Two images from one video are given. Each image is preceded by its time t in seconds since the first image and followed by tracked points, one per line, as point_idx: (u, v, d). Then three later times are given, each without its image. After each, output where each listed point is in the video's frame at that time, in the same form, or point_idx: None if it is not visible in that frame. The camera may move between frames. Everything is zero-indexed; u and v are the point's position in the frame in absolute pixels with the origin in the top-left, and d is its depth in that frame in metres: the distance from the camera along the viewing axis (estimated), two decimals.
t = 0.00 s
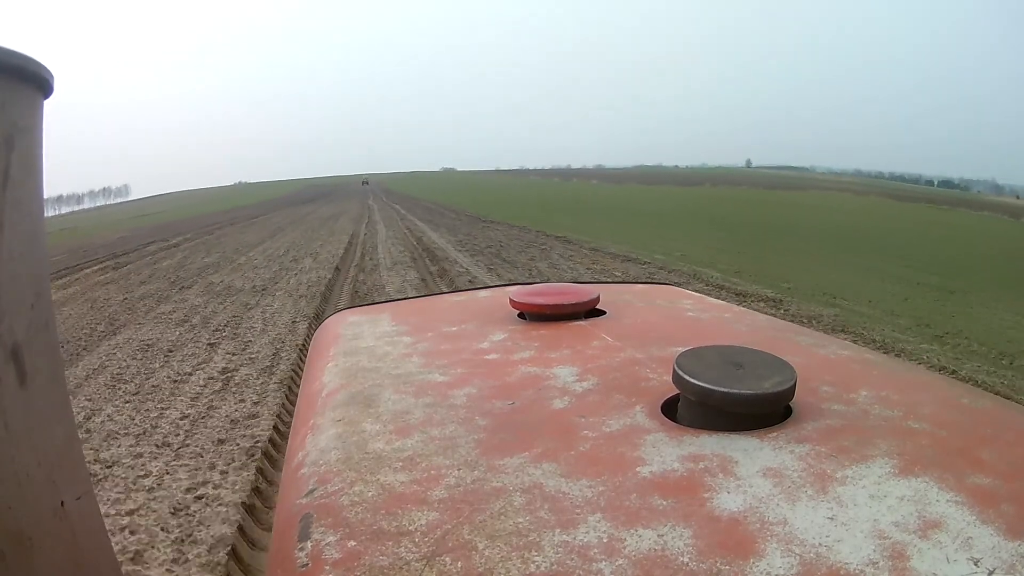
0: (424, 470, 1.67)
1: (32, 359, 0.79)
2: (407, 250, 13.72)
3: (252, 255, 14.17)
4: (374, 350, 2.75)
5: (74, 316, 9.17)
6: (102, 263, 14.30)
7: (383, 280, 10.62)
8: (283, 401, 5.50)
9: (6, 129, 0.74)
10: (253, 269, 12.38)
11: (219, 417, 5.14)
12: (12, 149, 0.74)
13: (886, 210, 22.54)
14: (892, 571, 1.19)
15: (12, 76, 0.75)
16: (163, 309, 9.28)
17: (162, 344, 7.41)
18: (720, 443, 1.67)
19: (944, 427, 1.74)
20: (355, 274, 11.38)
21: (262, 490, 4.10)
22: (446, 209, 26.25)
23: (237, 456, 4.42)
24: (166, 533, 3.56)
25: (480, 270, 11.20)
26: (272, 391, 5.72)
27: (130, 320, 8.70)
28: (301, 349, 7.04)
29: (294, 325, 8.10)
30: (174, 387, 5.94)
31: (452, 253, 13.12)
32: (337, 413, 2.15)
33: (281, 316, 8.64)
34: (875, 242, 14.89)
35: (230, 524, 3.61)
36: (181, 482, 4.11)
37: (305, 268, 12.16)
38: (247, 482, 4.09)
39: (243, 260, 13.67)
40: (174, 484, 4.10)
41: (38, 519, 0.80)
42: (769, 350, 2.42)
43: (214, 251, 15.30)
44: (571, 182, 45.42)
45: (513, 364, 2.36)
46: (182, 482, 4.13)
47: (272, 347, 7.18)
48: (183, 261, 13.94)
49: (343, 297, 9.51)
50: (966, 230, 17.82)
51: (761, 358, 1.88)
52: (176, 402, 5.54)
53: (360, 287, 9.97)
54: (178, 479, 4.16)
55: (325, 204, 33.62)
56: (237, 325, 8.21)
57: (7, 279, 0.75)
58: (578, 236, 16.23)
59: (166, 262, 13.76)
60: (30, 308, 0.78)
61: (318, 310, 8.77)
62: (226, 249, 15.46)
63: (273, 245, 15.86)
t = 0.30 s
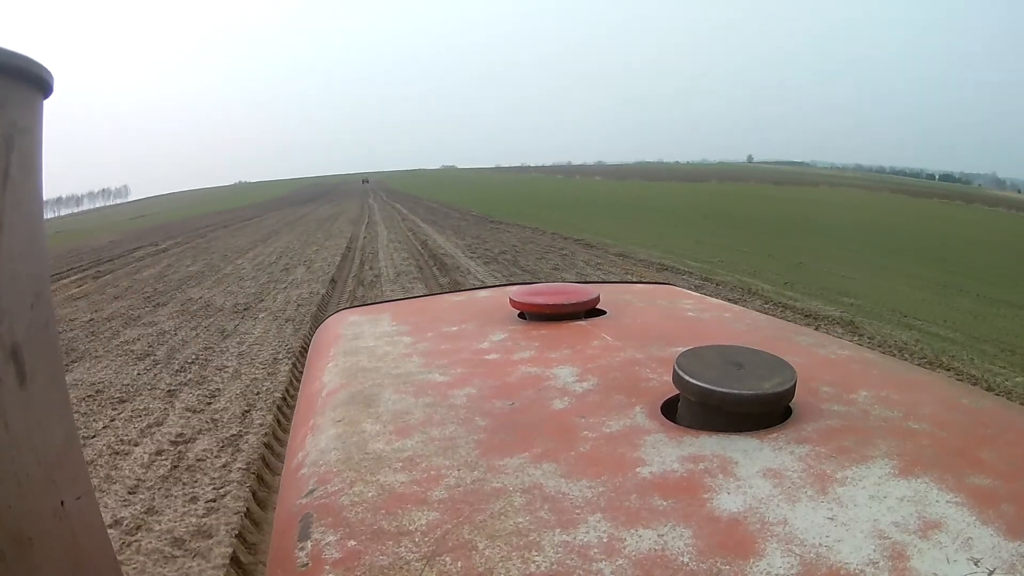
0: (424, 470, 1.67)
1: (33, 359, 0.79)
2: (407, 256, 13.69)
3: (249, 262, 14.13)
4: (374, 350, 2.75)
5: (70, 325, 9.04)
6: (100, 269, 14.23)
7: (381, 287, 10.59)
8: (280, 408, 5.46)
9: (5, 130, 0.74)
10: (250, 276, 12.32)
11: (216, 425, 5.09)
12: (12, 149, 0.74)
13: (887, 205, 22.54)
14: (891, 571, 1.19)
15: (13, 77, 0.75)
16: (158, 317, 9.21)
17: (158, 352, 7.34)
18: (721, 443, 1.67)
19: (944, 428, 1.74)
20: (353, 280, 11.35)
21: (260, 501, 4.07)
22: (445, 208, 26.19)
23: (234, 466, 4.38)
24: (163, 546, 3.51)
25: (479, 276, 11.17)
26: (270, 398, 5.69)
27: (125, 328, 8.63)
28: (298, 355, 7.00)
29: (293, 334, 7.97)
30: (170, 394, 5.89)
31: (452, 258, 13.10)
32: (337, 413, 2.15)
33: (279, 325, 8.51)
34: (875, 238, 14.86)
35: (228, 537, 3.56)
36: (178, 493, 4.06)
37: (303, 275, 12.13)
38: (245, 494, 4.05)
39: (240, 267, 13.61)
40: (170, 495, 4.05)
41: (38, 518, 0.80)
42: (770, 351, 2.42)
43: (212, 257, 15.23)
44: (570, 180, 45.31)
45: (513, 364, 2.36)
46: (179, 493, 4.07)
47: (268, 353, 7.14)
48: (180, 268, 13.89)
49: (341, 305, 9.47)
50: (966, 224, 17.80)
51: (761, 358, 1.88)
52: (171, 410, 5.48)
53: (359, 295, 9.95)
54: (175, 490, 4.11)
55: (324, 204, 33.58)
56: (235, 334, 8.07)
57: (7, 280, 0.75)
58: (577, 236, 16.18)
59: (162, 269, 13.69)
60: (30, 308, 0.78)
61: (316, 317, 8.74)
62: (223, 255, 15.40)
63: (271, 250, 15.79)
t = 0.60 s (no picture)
0: (424, 470, 1.67)
1: (32, 360, 0.79)
2: (406, 257, 13.63)
3: (248, 263, 14.08)
4: (374, 351, 2.75)
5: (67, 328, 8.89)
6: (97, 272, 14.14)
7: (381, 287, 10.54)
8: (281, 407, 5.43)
9: (7, 129, 0.74)
10: (250, 278, 12.25)
11: (216, 424, 5.06)
12: (12, 148, 0.74)
13: (885, 209, 22.61)
14: (891, 571, 1.20)
15: (13, 75, 0.74)
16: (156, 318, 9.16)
17: (157, 354, 7.29)
18: (721, 443, 1.67)
19: (944, 428, 1.74)
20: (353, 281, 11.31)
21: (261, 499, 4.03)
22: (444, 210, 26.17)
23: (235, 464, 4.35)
24: (163, 547, 3.47)
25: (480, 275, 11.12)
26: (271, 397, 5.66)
27: (124, 330, 8.57)
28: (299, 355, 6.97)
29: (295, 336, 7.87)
30: (170, 395, 5.85)
31: (452, 259, 13.06)
32: (337, 414, 2.15)
33: (281, 326, 8.40)
34: (875, 241, 14.87)
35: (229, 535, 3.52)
36: (179, 493, 4.03)
37: (303, 276, 12.08)
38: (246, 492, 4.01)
39: (239, 267, 13.54)
40: (171, 495, 4.01)
41: (38, 518, 0.80)
42: (769, 351, 2.43)
43: (211, 258, 15.16)
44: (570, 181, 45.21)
45: (513, 364, 2.36)
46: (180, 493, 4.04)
47: (269, 353, 7.10)
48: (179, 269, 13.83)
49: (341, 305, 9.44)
50: (965, 228, 17.83)
51: (761, 359, 1.88)
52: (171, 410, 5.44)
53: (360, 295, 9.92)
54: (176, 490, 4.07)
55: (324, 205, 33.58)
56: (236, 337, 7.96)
57: (7, 281, 0.75)
58: (577, 238, 16.16)
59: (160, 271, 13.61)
60: (30, 309, 0.78)
61: (316, 317, 8.70)
62: (222, 257, 15.34)
63: (270, 251, 15.73)
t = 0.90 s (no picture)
0: (425, 470, 1.67)
1: (32, 360, 0.79)
2: (409, 255, 13.62)
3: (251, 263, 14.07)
4: (374, 350, 2.76)
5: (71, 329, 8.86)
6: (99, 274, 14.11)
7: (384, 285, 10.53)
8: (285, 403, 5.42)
9: (7, 129, 0.74)
10: (252, 277, 12.23)
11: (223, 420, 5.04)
12: (12, 147, 0.74)
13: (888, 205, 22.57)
14: (891, 571, 1.19)
15: (13, 75, 0.75)
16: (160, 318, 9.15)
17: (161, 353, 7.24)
18: (720, 443, 1.67)
19: (944, 428, 1.74)
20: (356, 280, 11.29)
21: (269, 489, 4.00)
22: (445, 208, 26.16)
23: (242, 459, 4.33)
24: (172, 539, 3.44)
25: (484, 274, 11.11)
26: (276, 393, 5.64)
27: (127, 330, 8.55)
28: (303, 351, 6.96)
29: (298, 333, 7.80)
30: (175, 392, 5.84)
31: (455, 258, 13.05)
32: (337, 414, 2.15)
33: (285, 324, 8.35)
34: (877, 237, 14.82)
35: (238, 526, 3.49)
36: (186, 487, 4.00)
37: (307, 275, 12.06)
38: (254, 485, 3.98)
39: (242, 267, 13.52)
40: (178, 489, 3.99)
41: (37, 519, 0.80)
42: (769, 351, 2.42)
43: (213, 259, 15.14)
44: (571, 179, 45.05)
45: (513, 364, 2.36)
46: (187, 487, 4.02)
47: (274, 349, 7.09)
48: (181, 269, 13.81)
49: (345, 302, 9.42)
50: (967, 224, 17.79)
51: (761, 358, 1.88)
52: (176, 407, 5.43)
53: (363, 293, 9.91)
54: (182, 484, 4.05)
55: (325, 204, 33.60)
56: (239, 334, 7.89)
57: (7, 280, 0.75)
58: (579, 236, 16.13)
59: (163, 272, 13.60)
60: (30, 309, 0.78)
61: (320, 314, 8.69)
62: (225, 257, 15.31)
63: (272, 252, 15.71)
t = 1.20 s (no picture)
0: (425, 470, 1.67)
1: (33, 360, 0.79)
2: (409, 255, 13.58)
3: (250, 263, 14.03)
4: (374, 350, 2.75)
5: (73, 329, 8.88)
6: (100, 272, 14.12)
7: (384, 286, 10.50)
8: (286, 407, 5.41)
9: (7, 129, 0.74)
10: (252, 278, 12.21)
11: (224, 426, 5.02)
12: (12, 148, 0.74)
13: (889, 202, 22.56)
14: (891, 571, 1.19)
15: (14, 75, 0.75)
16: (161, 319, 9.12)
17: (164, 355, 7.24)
18: (721, 443, 1.66)
19: (944, 428, 1.74)
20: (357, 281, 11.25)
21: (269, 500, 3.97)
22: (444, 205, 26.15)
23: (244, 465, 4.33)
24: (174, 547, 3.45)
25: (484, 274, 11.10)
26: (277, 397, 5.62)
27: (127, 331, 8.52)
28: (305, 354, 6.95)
29: (299, 334, 7.79)
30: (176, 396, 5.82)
31: (456, 258, 13.01)
32: (336, 413, 2.15)
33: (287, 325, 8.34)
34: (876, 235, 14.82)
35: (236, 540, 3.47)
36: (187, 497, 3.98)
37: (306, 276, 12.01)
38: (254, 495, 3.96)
39: (242, 268, 13.49)
40: (180, 497, 3.98)
41: (38, 520, 0.80)
42: (769, 350, 2.42)
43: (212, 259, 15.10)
44: (571, 176, 44.79)
45: (513, 364, 2.36)
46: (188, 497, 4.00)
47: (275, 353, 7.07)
48: (180, 269, 13.75)
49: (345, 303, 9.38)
50: (966, 221, 17.77)
51: (761, 358, 1.88)
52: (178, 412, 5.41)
53: (363, 294, 9.89)
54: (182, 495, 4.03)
55: (325, 202, 33.57)
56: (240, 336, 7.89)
57: (7, 281, 0.75)
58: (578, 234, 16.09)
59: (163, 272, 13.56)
60: (31, 310, 0.78)
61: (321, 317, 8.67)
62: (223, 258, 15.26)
63: (271, 252, 15.67)
